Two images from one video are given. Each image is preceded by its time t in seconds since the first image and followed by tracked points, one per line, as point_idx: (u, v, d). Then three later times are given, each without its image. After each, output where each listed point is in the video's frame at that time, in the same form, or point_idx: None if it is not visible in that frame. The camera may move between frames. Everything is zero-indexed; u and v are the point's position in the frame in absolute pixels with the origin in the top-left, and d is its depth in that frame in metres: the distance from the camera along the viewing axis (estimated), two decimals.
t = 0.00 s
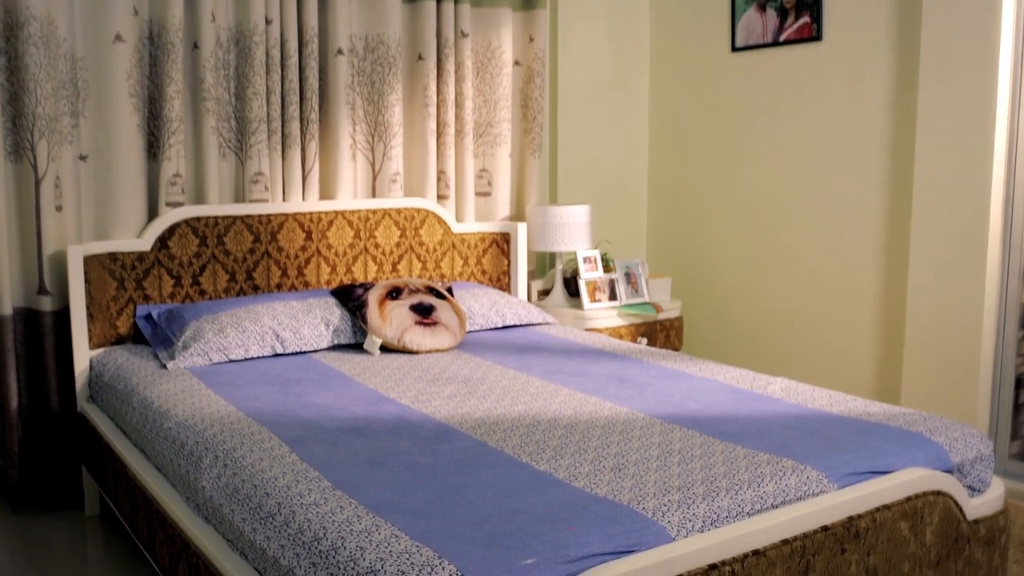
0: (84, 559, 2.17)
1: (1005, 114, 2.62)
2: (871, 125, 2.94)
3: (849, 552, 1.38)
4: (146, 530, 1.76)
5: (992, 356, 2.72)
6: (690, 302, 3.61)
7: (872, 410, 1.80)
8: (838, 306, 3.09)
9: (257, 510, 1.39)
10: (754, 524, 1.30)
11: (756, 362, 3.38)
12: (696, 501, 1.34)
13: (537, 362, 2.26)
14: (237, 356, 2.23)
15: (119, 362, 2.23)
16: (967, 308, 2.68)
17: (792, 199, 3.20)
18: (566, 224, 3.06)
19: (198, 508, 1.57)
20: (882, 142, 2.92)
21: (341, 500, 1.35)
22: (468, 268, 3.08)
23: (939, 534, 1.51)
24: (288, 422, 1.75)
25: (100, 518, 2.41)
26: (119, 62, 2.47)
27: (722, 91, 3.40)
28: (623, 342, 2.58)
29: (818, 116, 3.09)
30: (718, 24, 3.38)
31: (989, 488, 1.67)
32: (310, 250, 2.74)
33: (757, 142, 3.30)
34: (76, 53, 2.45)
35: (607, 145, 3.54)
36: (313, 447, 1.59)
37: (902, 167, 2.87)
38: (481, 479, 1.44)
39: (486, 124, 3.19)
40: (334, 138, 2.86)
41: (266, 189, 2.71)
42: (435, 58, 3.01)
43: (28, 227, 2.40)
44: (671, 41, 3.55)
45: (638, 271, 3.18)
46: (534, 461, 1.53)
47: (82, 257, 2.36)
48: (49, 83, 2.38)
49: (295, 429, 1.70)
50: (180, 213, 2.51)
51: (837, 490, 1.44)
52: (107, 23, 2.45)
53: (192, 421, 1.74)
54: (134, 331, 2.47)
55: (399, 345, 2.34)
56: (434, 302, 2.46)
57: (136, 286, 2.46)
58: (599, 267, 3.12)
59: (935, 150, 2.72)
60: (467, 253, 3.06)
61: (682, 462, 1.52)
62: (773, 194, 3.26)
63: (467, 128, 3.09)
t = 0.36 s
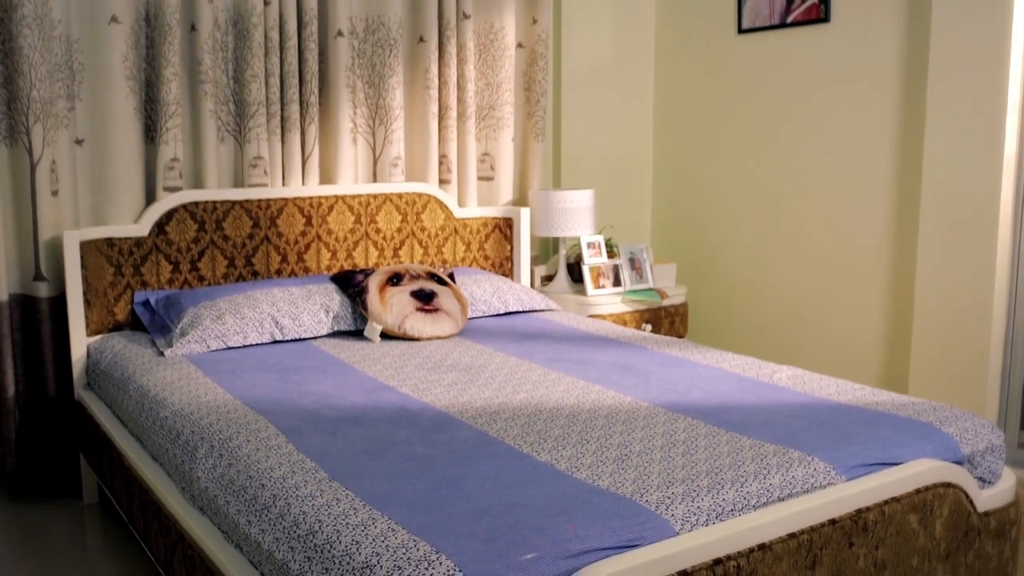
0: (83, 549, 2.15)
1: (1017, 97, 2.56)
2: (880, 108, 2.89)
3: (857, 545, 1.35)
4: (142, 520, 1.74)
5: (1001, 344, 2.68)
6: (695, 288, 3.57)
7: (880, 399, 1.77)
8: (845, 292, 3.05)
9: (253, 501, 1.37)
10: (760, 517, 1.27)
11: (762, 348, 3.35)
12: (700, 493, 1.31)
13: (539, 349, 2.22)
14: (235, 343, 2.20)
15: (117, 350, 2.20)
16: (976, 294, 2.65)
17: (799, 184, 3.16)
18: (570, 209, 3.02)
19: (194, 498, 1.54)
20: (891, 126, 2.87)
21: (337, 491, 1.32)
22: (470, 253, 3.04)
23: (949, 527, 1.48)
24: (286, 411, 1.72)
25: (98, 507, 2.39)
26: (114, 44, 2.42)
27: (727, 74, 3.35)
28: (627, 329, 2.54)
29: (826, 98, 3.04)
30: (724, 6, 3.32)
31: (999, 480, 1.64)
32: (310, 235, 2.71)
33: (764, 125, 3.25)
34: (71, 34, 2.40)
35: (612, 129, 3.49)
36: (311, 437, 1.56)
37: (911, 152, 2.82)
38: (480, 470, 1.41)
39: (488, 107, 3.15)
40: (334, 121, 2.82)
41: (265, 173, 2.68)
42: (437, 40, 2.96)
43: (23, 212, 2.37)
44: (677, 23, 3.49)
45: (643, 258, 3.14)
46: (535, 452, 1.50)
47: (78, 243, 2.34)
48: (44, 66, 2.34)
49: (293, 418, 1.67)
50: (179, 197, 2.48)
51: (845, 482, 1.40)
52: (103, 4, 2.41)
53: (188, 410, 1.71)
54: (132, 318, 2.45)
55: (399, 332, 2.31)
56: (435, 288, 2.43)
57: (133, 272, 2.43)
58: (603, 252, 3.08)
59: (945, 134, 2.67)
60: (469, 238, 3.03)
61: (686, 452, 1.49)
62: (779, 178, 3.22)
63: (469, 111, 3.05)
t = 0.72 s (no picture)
0: (82, 542, 2.12)
1: None
2: (890, 94, 2.84)
3: (865, 543, 1.32)
4: (138, 514, 1.71)
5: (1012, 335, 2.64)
6: (700, 277, 3.53)
7: (890, 392, 1.73)
8: (853, 281, 3.00)
9: (247, 497, 1.34)
10: (766, 514, 1.24)
11: (768, 338, 3.31)
12: (705, 490, 1.28)
13: (542, 340, 2.19)
14: (234, 334, 2.17)
15: (114, 340, 2.17)
16: (986, 284, 2.60)
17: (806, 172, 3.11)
18: (574, 197, 2.98)
19: (189, 493, 1.52)
20: (901, 113, 2.82)
21: (333, 487, 1.30)
22: (473, 242, 3.01)
23: (960, 523, 1.44)
24: (284, 403, 1.69)
25: (97, 499, 2.37)
26: (111, 30, 2.39)
27: (735, 60, 3.30)
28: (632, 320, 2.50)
29: (835, 85, 2.99)
30: None
31: (1012, 475, 1.60)
32: (311, 224, 2.67)
33: (771, 112, 3.20)
34: (68, 20, 2.37)
35: (617, 116, 3.45)
36: (308, 430, 1.53)
37: (921, 139, 2.78)
38: (480, 465, 1.38)
39: (491, 94, 3.10)
40: (335, 109, 2.78)
41: (265, 161, 2.64)
42: (439, 26, 2.92)
43: (20, 200, 2.34)
44: (683, 8, 3.44)
45: (648, 246, 3.11)
46: (537, 446, 1.47)
47: (76, 232, 2.32)
48: (40, 52, 2.30)
49: (291, 410, 1.64)
50: (177, 185, 2.45)
51: (854, 478, 1.37)
52: None
53: (184, 402, 1.68)
54: (130, 308, 2.42)
55: (400, 322, 2.28)
56: (437, 278, 2.39)
57: (132, 261, 2.41)
58: (607, 241, 3.04)
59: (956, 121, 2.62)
60: (472, 227, 2.99)
61: (691, 447, 1.45)
62: (787, 166, 3.17)
63: (473, 98, 3.02)
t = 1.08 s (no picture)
0: (77, 534, 2.10)
1: None
2: (897, 81, 2.80)
3: (872, 540, 1.29)
4: (131, 508, 1.69)
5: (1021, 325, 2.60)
6: (704, 266, 3.50)
7: (897, 385, 1.70)
8: (859, 271, 2.97)
9: (239, 492, 1.31)
10: (770, 512, 1.21)
11: (772, 328, 3.27)
12: (707, 486, 1.25)
13: (543, 331, 2.16)
14: (230, 324, 2.14)
15: (109, 330, 2.14)
16: (994, 273, 2.57)
17: (812, 159, 3.07)
18: (576, 185, 2.94)
19: (182, 487, 1.49)
20: (908, 99, 2.77)
21: (327, 483, 1.27)
22: (473, 231, 2.97)
23: (968, 519, 1.41)
24: (279, 395, 1.66)
25: (92, 490, 2.34)
26: (105, 16, 2.35)
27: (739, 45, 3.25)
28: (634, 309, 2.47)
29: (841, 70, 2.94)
30: None
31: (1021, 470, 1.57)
32: (309, 212, 2.64)
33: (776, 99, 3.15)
34: (61, 5, 2.33)
35: (620, 103, 3.40)
36: (303, 424, 1.50)
37: (928, 126, 2.73)
38: (478, 460, 1.35)
39: (492, 80, 3.06)
40: (334, 96, 2.74)
41: (262, 148, 2.60)
42: (440, 11, 2.87)
43: (14, 187, 2.31)
44: None
45: (651, 234, 3.07)
46: (536, 440, 1.44)
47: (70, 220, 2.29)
48: (32, 38, 2.27)
49: (286, 402, 1.61)
50: (173, 173, 2.41)
51: (860, 474, 1.34)
52: None
53: (178, 394, 1.66)
54: (126, 297, 2.39)
55: (399, 312, 2.25)
56: (437, 267, 2.36)
57: (127, 250, 2.38)
58: (610, 230, 3.01)
59: (965, 107, 2.57)
60: (472, 215, 2.96)
61: (694, 441, 1.42)
62: (792, 154, 3.13)
63: (473, 85, 2.98)
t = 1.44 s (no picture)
0: (71, 529, 2.08)
1: None
2: (903, 68, 2.75)
3: (877, 540, 1.26)
4: (123, 504, 1.66)
5: None
6: (706, 256, 3.46)
7: (903, 379, 1.66)
8: (863, 261, 2.93)
9: (230, 490, 1.28)
10: (773, 511, 1.18)
11: (775, 318, 3.24)
12: (709, 485, 1.22)
13: (542, 322, 2.12)
14: (225, 316, 2.11)
15: (103, 322, 2.12)
16: (1000, 264, 2.53)
17: (816, 148, 3.02)
18: (577, 174, 2.91)
19: (173, 484, 1.46)
20: (915, 87, 2.73)
21: (319, 480, 1.24)
22: (473, 221, 2.94)
23: (976, 517, 1.38)
24: (272, 389, 1.63)
25: (87, 483, 2.33)
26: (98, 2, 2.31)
27: (743, 32, 3.20)
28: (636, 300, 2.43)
29: (847, 58, 2.89)
30: None
31: None
32: (306, 202, 2.60)
33: (780, 87, 3.11)
34: None
35: (622, 90, 3.36)
36: (296, 419, 1.47)
37: (935, 114, 2.69)
38: (474, 457, 1.32)
39: (492, 68, 3.02)
40: (331, 84, 2.70)
41: (259, 137, 2.56)
42: None
43: (6, 176, 2.28)
44: None
45: (653, 225, 3.04)
46: (534, 436, 1.41)
47: (63, 209, 2.26)
48: (23, 24, 2.23)
49: (279, 396, 1.58)
50: (168, 162, 2.38)
51: (865, 471, 1.31)
52: None
53: (170, 388, 1.63)
54: (120, 289, 2.36)
55: (396, 303, 2.21)
56: (435, 258, 2.32)
57: (121, 241, 2.34)
58: (611, 220, 2.97)
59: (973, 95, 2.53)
60: (472, 205, 2.92)
61: (696, 437, 1.39)
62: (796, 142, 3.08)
63: (473, 72, 2.94)
